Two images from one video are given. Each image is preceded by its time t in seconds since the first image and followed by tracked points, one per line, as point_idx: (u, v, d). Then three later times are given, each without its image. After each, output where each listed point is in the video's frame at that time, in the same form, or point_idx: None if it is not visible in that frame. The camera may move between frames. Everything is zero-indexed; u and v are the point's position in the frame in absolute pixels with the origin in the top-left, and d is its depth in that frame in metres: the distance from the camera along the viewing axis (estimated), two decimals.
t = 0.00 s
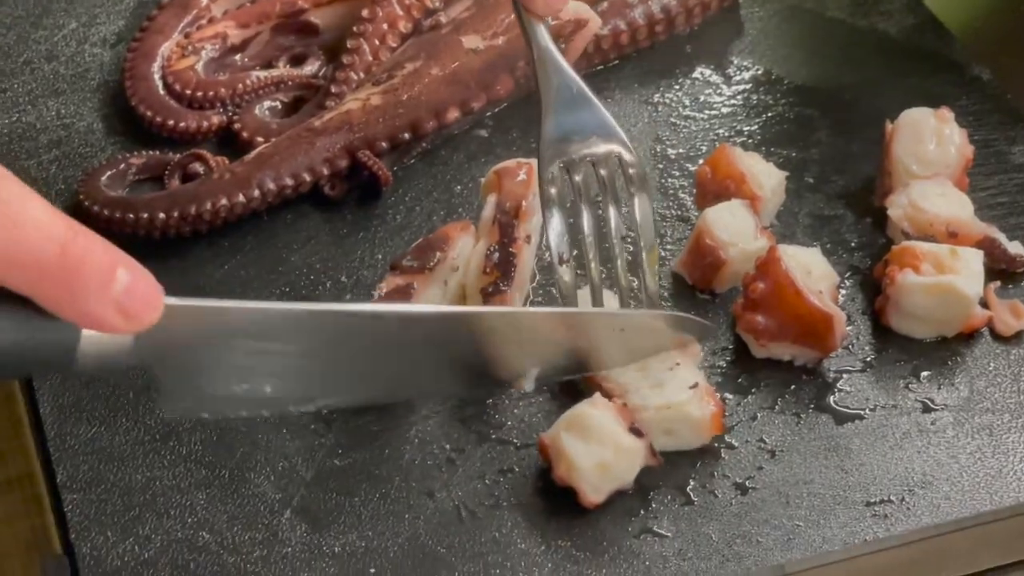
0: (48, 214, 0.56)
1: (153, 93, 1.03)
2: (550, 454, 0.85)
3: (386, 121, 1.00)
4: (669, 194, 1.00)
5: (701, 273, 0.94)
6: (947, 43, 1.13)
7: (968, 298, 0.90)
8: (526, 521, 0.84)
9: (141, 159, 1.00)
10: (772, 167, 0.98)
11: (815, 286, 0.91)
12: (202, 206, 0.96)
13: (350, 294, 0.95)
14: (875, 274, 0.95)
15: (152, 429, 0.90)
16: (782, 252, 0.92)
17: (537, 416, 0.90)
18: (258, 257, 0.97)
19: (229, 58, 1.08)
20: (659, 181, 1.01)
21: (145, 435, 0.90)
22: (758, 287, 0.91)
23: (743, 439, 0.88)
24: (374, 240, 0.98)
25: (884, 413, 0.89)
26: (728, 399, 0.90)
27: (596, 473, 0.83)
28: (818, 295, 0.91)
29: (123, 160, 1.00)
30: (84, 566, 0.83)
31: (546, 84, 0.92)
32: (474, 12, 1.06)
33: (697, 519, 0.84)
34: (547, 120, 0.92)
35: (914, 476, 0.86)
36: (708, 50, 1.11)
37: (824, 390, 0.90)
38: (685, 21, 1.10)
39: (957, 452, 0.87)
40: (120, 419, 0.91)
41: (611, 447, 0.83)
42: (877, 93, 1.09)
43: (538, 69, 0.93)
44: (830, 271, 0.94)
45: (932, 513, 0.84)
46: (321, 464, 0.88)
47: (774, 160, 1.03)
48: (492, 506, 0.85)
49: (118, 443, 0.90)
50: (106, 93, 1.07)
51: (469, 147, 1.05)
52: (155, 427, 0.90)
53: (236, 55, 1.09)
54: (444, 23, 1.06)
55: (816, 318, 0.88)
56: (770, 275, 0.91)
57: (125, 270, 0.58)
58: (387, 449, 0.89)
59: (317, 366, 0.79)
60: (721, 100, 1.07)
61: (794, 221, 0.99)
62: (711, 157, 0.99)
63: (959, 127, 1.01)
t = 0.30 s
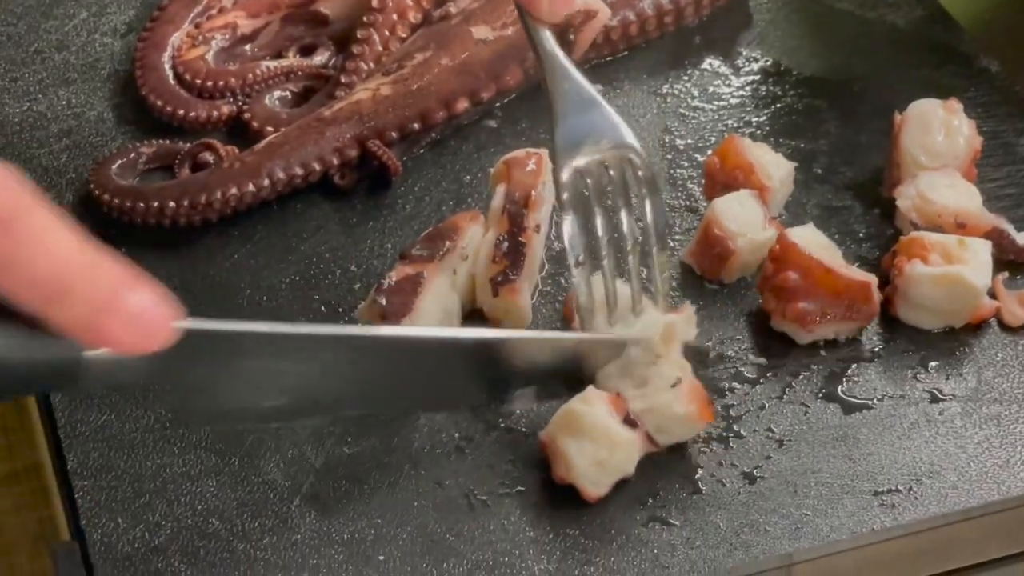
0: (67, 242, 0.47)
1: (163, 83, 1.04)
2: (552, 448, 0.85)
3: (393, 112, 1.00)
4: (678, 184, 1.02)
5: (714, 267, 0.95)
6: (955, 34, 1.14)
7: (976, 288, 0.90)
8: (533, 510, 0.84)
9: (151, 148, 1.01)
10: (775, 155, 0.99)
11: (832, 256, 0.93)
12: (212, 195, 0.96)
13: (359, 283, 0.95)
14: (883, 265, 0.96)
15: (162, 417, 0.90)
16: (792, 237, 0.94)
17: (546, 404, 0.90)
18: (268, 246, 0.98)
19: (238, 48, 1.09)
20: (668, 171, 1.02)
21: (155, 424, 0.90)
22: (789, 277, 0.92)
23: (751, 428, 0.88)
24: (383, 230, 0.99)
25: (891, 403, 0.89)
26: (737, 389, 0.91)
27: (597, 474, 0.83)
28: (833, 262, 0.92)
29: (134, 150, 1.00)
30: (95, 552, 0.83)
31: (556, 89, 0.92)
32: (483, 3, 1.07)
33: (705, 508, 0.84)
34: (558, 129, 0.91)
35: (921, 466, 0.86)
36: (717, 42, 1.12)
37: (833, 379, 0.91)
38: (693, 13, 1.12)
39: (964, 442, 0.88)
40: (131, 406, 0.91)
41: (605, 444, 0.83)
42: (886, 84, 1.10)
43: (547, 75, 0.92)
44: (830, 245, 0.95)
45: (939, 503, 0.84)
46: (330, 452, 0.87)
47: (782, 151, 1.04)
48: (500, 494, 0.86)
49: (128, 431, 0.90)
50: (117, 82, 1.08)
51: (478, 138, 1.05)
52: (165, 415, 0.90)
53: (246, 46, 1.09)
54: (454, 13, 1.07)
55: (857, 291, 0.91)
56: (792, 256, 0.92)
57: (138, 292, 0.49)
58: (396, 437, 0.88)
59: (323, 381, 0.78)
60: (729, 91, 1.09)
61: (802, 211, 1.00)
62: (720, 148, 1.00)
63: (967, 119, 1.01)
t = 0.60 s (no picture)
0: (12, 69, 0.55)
1: (170, 77, 1.04)
2: (558, 443, 0.85)
3: (400, 105, 1.01)
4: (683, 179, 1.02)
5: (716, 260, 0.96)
6: (960, 30, 1.15)
7: (980, 282, 0.91)
8: (538, 503, 0.84)
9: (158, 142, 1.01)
10: (785, 151, 1.00)
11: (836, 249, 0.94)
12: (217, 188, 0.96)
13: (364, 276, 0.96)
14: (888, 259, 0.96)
15: (167, 409, 0.89)
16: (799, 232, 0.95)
17: (550, 398, 0.90)
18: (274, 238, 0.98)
19: (245, 42, 1.09)
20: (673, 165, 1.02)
21: (161, 414, 0.88)
22: (795, 271, 0.92)
23: (755, 422, 0.89)
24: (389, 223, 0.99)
25: (896, 397, 0.89)
26: (742, 382, 0.91)
27: (603, 465, 0.83)
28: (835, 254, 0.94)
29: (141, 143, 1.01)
30: (101, 543, 0.81)
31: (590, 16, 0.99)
32: None
33: (709, 501, 0.84)
34: (595, 53, 0.98)
35: (926, 460, 0.86)
36: (723, 37, 1.13)
37: (837, 373, 0.91)
38: (700, 8, 1.13)
39: (969, 436, 0.88)
40: (137, 398, 0.89)
41: (615, 436, 0.83)
42: (891, 80, 1.11)
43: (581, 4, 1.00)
44: (834, 239, 0.96)
45: (943, 497, 0.84)
46: (335, 444, 0.87)
47: (788, 146, 1.05)
48: (505, 486, 0.85)
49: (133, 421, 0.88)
50: (123, 75, 1.08)
51: (484, 131, 1.06)
52: (171, 406, 0.89)
53: (253, 39, 1.10)
54: (461, 7, 1.06)
55: (861, 286, 0.91)
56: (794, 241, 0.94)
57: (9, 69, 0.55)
58: (401, 428, 0.88)
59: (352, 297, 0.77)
60: (735, 86, 1.09)
61: (806, 205, 1.01)
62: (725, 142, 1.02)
63: (972, 114, 1.02)
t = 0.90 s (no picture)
0: (171, 126, 0.56)
1: (174, 73, 1.05)
2: (559, 439, 0.85)
3: (403, 101, 1.01)
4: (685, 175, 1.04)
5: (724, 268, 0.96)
6: (963, 28, 1.16)
7: (981, 281, 0.91)
8: (539, 498, 0.84)
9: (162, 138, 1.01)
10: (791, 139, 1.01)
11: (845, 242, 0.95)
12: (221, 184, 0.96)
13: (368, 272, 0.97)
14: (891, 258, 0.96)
15: (171, 404, 0.89)
16: (805, 226, 0.94)
17: (552, 394, 0.90)
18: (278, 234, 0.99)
19: (249, 38, 1.10)
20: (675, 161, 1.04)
21: (164, 409, 0.89)
22: (801, 265, 0.92)
23: (757, 418, 0.89)
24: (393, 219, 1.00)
25: (897, 394, 0.90)
26: (744, 378, 0.91)
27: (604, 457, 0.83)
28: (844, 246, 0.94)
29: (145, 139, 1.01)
30: (104, 537, 0.81)
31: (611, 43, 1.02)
32: None
33: (711, 497, 0.84)
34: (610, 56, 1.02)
35: (927, 457, 0.87)
36: (726, 35, 1.14)
37: (838, 370, 0.91)
38: (703, 5, 1.13)
39: (969, 433, 0.88)
40: (140, 393, 0.89)
41: (616, 433, 0.83)
42: (893, 78, 1.12)
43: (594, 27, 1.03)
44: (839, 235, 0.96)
45: (944, 493, 0.85)
46: (338, 439, 0.87)
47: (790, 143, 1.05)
48: (507, 482, 0.85)
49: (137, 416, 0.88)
50: (128, 71, 1.09)
51: (488, 128, 1.07)
52: (175, 401, 0.89)
53: (257, 36, 1.10)
54: (464, 3, 1.07)
55: (866, 283, 0.92)
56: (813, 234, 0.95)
57: (241, 167, 0.57)
58: (403, 424, 0.88)
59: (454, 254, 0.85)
60: (738, 84, 1.11)
61: (809, 202, 1.01)
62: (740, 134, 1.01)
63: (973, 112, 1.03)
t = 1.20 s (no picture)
0: None
1: (177, 70, 1.05)
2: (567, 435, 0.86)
3: (406, 99, 1.02)
4: (687, 174, 1.04)
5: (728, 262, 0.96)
6: (967, 28, 1.16)
7: (983, 280, 0.92)
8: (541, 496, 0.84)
9: (166, 135, 1.01)
10: (794, 139, 1.01)
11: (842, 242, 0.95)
12: (224, 181, 0.97)
13: (370, 270, 0.97)
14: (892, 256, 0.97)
15: (173, 400, 0.89)
16: (805, 226, 0.94)
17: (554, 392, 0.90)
18: (281, 232, 0.99)
19: (253, 36, 1.10)
20: (679, 160, 1.05)
21: (167, 406, 0.88)
22: (799, 266, 0.92)
23: (759, 416, 0.89)
24: (395, 217, 1.01)
25: (899, 392, 0.90)
26: (746, 376, 0.91)
27: (603, 453, 0.83)
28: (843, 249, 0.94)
29: (149, 136, 1.01)
30: (107, 533, 0.82)
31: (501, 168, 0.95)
32: None
33: (712, 495, 0.84)
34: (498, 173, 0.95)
35: (928, 456, 0.87)
36: (729, 34, 1.15)
37: (840, 368, 0.92)
38: (706, 4, 1.14)
39: (971, 432, 0.88)
40: (144, 389, 0.89)
41: (618, 430, 0.84)
42: (896, 78, 1.12)
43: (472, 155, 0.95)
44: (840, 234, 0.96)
45: (946, 492, 0.85)
46: (341, 436, 0.87)
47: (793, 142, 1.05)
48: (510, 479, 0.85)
49: (140, 413, 0.88)
50: (132, 69, 1.09)
51: (491, 126, 1.07)
52: (178, 397, 0.89)
53: (260, 34, 1.10)
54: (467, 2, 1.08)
55: (865, 282, 0.92)
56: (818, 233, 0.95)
57: (102, 438, 0.52)
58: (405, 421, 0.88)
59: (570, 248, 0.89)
60: (741, 83, 1.11)
61: (811, 201, 1.02)
62: (740, 134, 1.02)
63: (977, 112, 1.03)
